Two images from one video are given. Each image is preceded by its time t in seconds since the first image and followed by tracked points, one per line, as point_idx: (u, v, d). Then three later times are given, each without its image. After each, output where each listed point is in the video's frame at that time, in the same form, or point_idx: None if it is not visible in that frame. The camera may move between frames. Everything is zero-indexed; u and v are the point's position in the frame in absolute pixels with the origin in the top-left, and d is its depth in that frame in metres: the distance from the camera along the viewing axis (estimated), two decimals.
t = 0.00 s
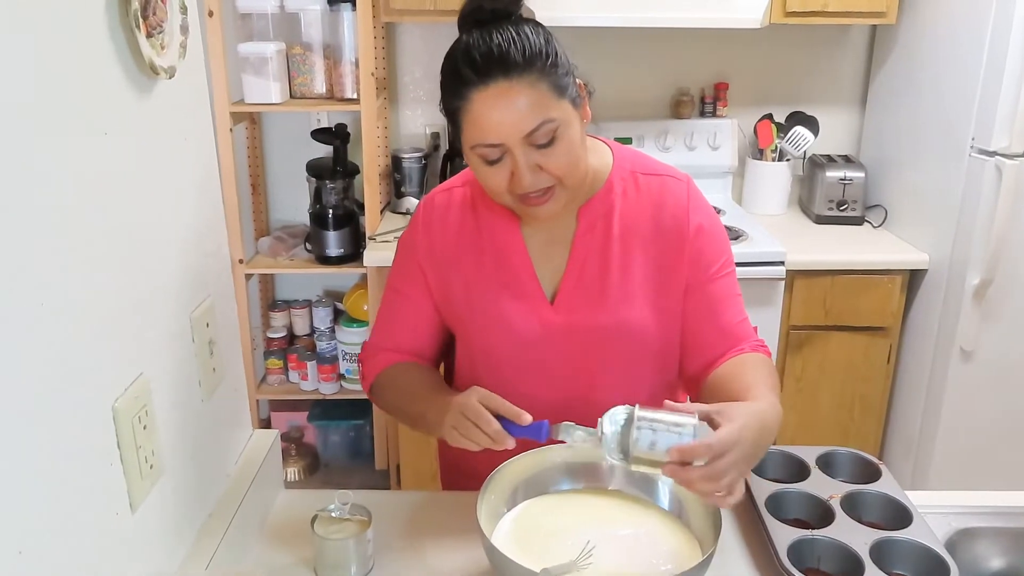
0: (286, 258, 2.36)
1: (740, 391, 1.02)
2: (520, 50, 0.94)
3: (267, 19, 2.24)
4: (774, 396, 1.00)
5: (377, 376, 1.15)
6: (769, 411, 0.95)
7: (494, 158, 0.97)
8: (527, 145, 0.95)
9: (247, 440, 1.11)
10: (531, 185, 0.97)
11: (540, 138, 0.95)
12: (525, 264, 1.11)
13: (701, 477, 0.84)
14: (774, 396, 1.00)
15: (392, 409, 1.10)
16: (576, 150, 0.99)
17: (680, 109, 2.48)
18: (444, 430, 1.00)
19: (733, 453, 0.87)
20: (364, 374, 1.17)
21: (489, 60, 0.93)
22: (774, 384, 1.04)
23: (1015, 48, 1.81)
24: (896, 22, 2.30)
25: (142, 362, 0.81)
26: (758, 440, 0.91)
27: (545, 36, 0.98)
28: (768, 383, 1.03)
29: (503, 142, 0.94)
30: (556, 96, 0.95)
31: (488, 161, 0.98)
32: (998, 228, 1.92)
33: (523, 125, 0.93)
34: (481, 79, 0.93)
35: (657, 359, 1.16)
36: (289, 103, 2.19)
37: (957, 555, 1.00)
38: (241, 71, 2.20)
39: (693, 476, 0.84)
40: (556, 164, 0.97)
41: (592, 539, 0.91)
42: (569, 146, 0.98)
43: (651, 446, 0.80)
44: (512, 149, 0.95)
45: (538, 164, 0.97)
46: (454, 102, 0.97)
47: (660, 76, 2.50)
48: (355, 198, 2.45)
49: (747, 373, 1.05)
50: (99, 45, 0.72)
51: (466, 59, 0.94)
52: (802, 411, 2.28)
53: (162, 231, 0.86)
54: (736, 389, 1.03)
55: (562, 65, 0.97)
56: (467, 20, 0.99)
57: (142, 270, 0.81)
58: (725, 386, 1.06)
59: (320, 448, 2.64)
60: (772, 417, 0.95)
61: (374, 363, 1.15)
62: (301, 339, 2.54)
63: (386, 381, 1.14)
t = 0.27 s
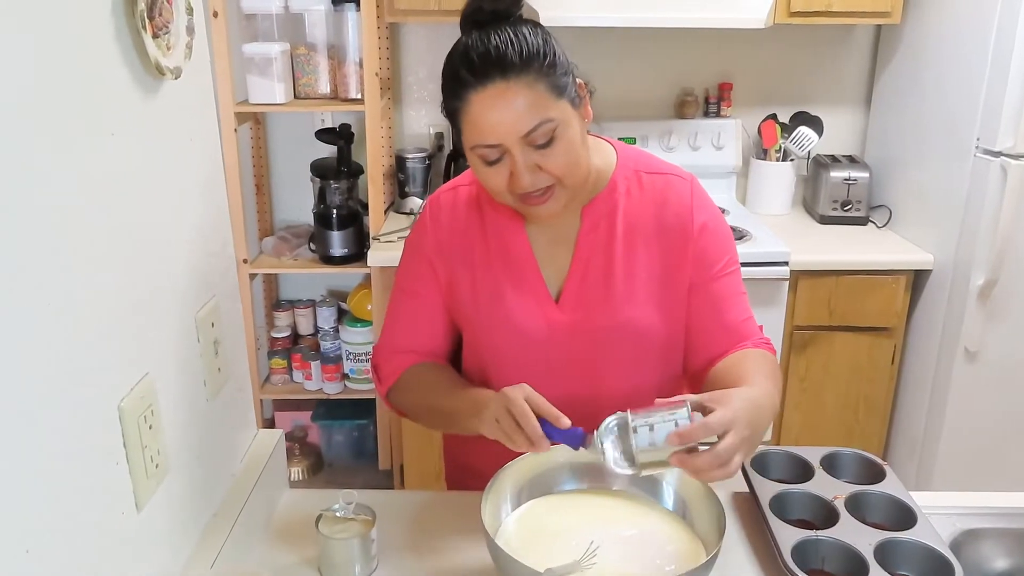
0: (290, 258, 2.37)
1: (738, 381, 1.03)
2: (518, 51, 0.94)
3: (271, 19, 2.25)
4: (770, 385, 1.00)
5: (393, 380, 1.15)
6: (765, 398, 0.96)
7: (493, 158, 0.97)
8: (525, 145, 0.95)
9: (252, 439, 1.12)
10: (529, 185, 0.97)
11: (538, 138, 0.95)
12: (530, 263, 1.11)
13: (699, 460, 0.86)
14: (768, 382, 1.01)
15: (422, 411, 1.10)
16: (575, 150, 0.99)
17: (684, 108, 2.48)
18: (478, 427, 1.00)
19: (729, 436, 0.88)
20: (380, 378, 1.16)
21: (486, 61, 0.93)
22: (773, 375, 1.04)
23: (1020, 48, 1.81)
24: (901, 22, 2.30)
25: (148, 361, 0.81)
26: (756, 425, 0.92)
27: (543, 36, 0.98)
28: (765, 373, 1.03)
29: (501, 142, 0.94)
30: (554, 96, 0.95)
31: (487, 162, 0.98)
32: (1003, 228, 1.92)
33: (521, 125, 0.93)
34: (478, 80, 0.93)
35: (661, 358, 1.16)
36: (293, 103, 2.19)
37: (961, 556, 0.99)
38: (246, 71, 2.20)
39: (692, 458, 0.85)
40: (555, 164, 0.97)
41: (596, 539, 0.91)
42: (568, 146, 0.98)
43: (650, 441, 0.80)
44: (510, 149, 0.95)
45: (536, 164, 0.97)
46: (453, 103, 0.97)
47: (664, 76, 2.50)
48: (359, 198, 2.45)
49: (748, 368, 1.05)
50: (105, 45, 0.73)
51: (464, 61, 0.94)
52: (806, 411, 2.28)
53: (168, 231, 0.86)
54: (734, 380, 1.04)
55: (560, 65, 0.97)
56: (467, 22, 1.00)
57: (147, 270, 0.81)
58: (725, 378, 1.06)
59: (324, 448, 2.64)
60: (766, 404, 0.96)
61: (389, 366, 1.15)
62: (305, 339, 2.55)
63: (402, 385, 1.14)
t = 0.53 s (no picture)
0: (293, 258, 2.37)
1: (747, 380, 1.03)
2: (526, 51, 0.94)
3: (274, 19, 2.25)
4: (781, 382, 1.01)
5: (384, 371, 1.15)
6: (775, 395, 0.96)
7: (501, 158, 0.97)
8: (532, 144, 0.95)
9: (255, 438, 1.12)
10: (537, 183, 0.98)
11: (546, 138, 0.95)
12: (535, 261, 1.12)
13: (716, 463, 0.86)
14: (780, 380, 1.01)
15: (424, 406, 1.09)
16: (583, 150, 0.99)
17: (686, 109, 2.48)
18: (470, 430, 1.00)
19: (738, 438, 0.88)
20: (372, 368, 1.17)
21: (495, 61, 0.94)
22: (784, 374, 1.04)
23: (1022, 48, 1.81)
24: (903, 23, 2.30)
25: (152, 361, 0.81)
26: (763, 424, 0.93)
27: (551, 36, 0.99)
28: (778, 372, 1.03)
29: (509, 142, 0.95)
30: (562, 96, 0.96)
31: (495, 161, 0.98)
32: (1006, 228, 1.92)
33: (529, 125, 0.94)
34: (487, 81, 0.94)
35: (666, 358, 1.17)
36: (296, 103, 2.20)
37: (962, 556, 1.00)
38: (249, 71, 2.21)
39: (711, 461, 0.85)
40: (563, 164, 0.98)
41: (597, 538, 0.92)
42: (576, 146, 0.98)
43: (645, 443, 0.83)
44: (518, 149, 0.95)
45: (544, 164, 0.97)
46: (462, 103, 0.97)
47: (666, 76, 2.50)
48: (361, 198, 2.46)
49: (757, 366, 1.05)
50: (110, 46, 0.73)
51: (473, 61, 0.95)
52: (807, 412, 2.28)
53: (172, 231, 0.86)
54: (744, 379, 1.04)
55: (568, 66, 0.97)
56: (476, 22, 1.00)
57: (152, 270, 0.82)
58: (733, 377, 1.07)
59: (326, 447, 2.64)
60: (777, 401, 0.96)
61: (382, 356, 1.16)
62: (308, 339, 2.55)
63: (394, 372, 1.14)
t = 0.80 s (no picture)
0: (296, 258, 2.38)
1: (752, 389, 1.04)
2: (534, 44, 0.95)
3: (277, 20, 2.26)
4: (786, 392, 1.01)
5: (388, 365, 1.16)
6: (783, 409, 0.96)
7: (509, 150, 0.97)
8: (540, 136, 0.95)
9: (257, 437, 1.13)
10: (545, 177, 0.98)
11: (553, 131, 0.95)
12: (537, 258, 1.12)
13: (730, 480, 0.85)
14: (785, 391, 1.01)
15: (413, 405, 1.09)
16: (590, 144, 1.00)
17: (689, 109, 2.48)
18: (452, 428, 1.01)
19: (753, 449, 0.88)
20: (376, 365, 1.18)
21: (503, 53, 0.94)
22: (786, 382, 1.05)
23: None
24: (906, 23, 2.30)
25: (155, 359, 0.82)
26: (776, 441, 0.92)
27: (559, 31, 0.99)
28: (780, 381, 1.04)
29: (517, 134, 0.95)
30: (570, 89, 0.96)
31: (503, 154, 0.98)
32: (1009, 228, 1.92)
33: (537, 117, 0.94)
34: (496, 73, 0.94)
35: (668, 357, 1.17)
36: (299, 103, 2.20)
37: (963, 555, 1.00)
38: (252, 72, 2.21)
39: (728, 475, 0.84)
40: (570, 158, 0.98)
41: (598, 537, 0.92)
42: (582, 140, 0.98)
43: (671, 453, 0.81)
44: (526, 141, 0.96)
45: (551, 157, 0.97)
46: (469, 96, 0.98)
47: (668, 77, 2.50)
48: (364, 198, 2.46)
49: (758, 373, 1.05)
50: (113, 46, 0.73)
51: (482, 53, 0.95)
52: (810, 411, 2.28)
53: (175, 231, 0.87)
54: (747, 388, 1.04)
55: (575, 61, 0.98)
56: (481, 17, 1.00)
57: (154, 269, 0.82)
58: (735, 384, 1.07)
59: (329, 447, 2.65)
60: (788, 414, 0.96)
61: (386, 352, 1.16)
62: (311, 338, 2.56)
63: (397, 369, 1.15)
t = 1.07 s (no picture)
0: (297, 258, 2.38)
1: (745, 390, 1.04)
2: (542, 41, 0.95)
3: (279, 21, 2.26)
4: (777, 394, 1.01)
5: (399, 374, 1.17)
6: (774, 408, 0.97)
7: (508, 145, 0.97)
8: (539, 133, 0.96)
9: (258, 438, 1.13)
10: (543, 173, 0.98)
11: (554, 128, 0.96)
12: (536, 258, 1.12)
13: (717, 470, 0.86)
14: (776, 392, 1.01)
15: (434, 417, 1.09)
16: (590, 144, 1.00)
17: (690, 110, 2.48)
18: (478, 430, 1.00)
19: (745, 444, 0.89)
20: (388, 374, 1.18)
21: (511, 48, 0.94)
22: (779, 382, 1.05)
23: None
24: (908, 23, 2.29)
25: (156, 359, 0.82)
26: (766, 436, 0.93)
27: (568, 31, 1.00)
28: (773, 380, 1.04)
29: (518, 128, 0.95)
30: (574, 89, 0.97)
31: (503, 148, 0.98)
32: (1010, 229, 1.92)
33: (539, 113, 0.94)
34: (502, 66, 0.94)
35: (666, 358, 1.17)
36: (301, 104, 2.21)
37: (963, 557, 1.00)
38: (254, 72, 2.22)
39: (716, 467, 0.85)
40: (569, 156, 0.98)
41: (598, 538, 0.92)
42: (583, 139, 0.98)
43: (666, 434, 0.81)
44: (526, 136, 0.96)
45: (550, 155, 0.97)
46: (474, 88, 0.98)
47: (670, 78, 2.51)
48: (366, 198, 2.47)
49: (752, 374, 1.06)
50: (115, 48, 0.74)
51: (488, 46, 0.95)
52: (811, 413, 2.28)
53: (176, 231, 0.87)
54: (741, 389, 1.05)
55: (580, 61, 0.98)
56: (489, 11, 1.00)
57: (156, 270, 0.82)
58: (730, 384, 1.07)
59: (330, 447, 2.65)
60: (777, 413, 0.97)
61: (397, 361, 1.17)
62: (312, 339, 2.56)
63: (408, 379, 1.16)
